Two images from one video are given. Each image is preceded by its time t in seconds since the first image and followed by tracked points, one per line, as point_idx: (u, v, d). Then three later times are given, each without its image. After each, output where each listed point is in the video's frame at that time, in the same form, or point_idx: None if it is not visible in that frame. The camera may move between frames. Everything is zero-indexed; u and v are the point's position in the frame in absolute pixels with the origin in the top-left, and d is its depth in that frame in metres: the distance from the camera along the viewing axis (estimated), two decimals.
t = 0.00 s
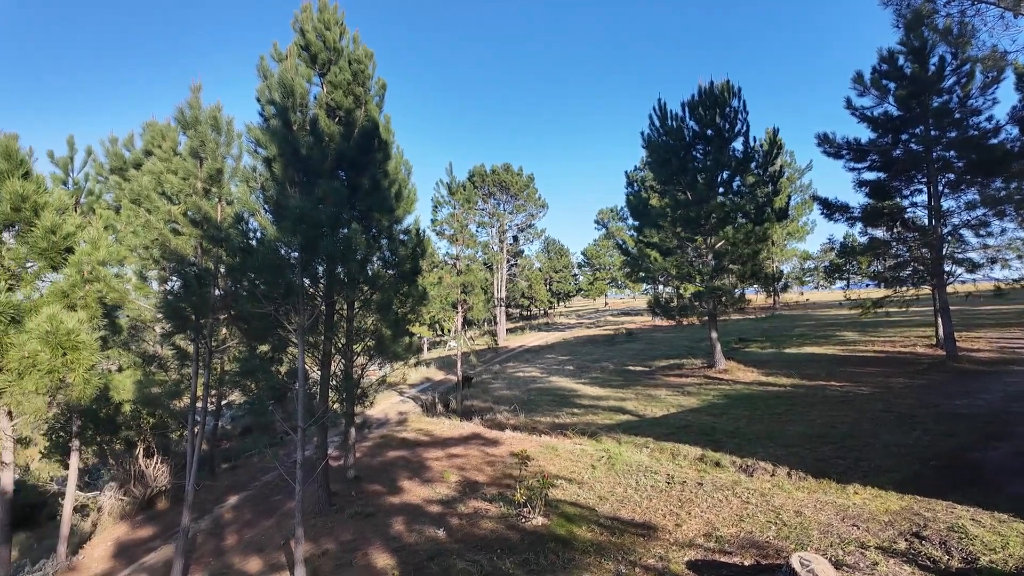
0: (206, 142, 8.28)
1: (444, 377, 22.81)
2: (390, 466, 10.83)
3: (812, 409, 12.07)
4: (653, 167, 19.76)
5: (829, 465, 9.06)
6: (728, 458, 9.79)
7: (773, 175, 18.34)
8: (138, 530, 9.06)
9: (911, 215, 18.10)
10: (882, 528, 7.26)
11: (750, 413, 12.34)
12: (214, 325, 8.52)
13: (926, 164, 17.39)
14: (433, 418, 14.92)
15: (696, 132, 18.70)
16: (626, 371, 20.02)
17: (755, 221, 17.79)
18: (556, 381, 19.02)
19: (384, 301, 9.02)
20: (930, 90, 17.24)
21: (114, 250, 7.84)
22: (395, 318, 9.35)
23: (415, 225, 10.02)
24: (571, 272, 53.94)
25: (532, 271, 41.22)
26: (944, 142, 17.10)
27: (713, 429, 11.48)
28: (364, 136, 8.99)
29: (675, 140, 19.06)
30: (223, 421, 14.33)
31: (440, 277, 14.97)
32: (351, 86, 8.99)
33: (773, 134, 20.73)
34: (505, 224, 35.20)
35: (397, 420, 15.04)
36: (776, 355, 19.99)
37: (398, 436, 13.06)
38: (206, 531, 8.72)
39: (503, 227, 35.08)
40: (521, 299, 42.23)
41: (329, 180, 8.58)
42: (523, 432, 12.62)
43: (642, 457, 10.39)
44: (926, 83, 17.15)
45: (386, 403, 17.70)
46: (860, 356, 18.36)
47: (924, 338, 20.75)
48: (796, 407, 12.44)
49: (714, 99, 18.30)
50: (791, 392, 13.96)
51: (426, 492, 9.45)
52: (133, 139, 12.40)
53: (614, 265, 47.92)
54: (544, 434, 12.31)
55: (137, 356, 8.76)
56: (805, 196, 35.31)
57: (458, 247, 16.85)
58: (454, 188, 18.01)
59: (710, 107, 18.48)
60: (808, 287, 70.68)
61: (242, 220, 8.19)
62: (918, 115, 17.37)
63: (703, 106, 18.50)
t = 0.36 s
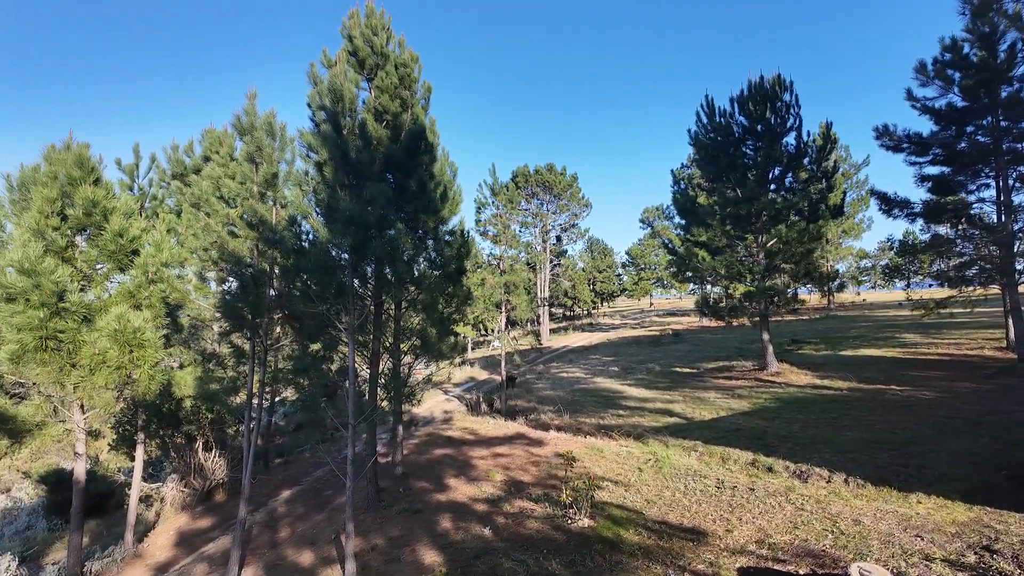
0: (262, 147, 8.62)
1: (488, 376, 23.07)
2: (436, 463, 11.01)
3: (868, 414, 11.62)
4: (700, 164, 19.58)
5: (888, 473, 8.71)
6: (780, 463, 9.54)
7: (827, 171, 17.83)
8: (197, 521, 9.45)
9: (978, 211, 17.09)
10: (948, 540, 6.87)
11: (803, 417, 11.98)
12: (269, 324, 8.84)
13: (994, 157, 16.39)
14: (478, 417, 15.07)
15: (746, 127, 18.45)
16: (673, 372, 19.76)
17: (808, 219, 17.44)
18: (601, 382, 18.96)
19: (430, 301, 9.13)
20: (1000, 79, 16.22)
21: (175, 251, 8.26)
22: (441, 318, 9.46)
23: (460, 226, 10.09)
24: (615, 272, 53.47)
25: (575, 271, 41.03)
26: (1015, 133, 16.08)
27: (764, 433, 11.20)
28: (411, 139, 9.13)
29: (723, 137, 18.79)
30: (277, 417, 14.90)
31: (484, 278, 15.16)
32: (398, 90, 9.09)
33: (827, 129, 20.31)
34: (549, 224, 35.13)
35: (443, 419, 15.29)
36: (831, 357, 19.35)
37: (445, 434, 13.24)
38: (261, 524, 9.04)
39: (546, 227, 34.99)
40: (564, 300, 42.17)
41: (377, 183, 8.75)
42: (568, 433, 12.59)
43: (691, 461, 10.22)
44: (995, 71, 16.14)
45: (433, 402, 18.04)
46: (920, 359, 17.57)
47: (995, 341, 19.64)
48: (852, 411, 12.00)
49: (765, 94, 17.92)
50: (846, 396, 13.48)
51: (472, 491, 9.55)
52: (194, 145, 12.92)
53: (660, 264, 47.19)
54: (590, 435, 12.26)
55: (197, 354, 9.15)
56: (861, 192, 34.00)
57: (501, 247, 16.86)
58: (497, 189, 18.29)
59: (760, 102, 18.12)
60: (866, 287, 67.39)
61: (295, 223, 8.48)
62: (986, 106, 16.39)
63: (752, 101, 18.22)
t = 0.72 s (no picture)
0: (311, 152, 8.88)
1: (530, 377, 23.19)
2: (480, 462, 11.12)
3: (927, 420, 11.13)
4: (748, 160, 19.38)
5: (950, 482, 8.33)
6: (834, 469, 9.26)
7: (884, 165, 17.33)
8: (250, 514, 9.79)
9: None
10: (1018, 553, 6.45)
11: (856, 421, 11.58)
12: (319, 323, 9.07)
13: None
14: (520, 416, 15.15)
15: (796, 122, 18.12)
16: (720, 374, 19.41)
17: (863, 216, 17.08)
18: (645, 383, 18.80)
19: (473, 301, 9.21)
20: None
21: (229, 253, 8.44)
22: (483, 317, 9.54)
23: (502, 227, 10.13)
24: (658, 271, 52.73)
25: (618, 271, 40.64)
26: None
27: (816, 437, 10.88)
28: (454, 141, 9.23)
29: (773, 132, 18.51)
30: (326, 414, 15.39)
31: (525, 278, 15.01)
32: (441, 92, 9.19)
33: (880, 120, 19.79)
34: (590, 224, 34.93)
35: (485, 418, 15.47)
36: (886, 360, 18.62)
37: (487, 434, 13.38)
38: (311, 518, 9.31)
39: (587, 226, 34.83)
40: (607, 300, 41.83)
41: (421, 185, 8.89)
42: (612, 435, 12.51)
43: (739, 465, 10.01)
44: None
45: (475, 402, 18.27)
46: (983, 362, 16.69)
47: None
48: (909, 417, 11.52)
49: (817, 87, 17.48)
50: (902, 400, 12.95)
51: (515, 491, 9.61)
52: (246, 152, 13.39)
53: (705, 264, 46.28)
54: (634, 437, 12.15)
55: (250, 352, 9.46)
56: (920, 188, 32.54)
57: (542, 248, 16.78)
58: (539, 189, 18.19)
59: (812, 96, 17.70)
60: (925, 287, 64.07)
61: (343, 224, 8.69)
62: None
63: (804, 94, 17.85)
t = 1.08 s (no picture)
0: (357, 155, 9.10)
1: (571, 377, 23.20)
2: (522, 462, 11.18)
3: (991, 426, 10.56)
4: (798, 156, 19.05)
5: (1018, 492, 7.88)
6: (891, 477, 8.91)
7: (944, 159, 16.75)
8: (299, 508, 10.08)
9: None
10: None
11: (915, 427, 11.09)
12: (365, 323, 9.24)
13: None
14: (562, 417, 15.16)
15: (849, 115, 17.77)
16: (768, 377, 18.93)
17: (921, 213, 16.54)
18: (690, 386, 18.50)
19: (514, 301, 9.23)
20: None
21: (280, 255, 8.68)
22: (525, 318, 9.55)
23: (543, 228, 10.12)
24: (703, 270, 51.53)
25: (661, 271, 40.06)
26: None
27: (871, 442, 10.49)
28: (496, 142, 9.28)
29: (824, 126, 18.13)
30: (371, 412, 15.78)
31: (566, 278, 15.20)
32: (484, 94, 9.25)
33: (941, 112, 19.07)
34: (633, 223, 34.55)
35: (527, 418, 15.56)
36: (946, 363, 17.76)
37: (529, 434, 13.44)
38: (357, 513, 9.54)
39: (630, 226, 34.49)
40: (650, 300, 41.31)
41: (463, 186, 8.98)
42: (656, 437, 12.36)
43: (789, 470, 9.75)
44: None
45: (517, 402, 18.41)
46: None
47: None
48: (972, 423, 10.97)
49: (872, 79, 17.03)
50: (963, 406, 12.34)
51: (558, 491, 9.61)
52: (294, 156, 13.76)
53: (752, 264, 45.12)
54: (679, 440, 11.97)
55: (300, 351, 9.73)
56: (984, 182, 30.92)
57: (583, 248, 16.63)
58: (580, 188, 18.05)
59: (867, 88, 17.25)
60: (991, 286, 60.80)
61: (388, 226, 8.85)
62: None
63: (857, 87, 17.47)
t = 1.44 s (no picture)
0: (400, 158, 9.18)
1: (613, 378, 23.12)
2: (564, 463, 11.19)
3: None
4: (850, 150, 18.53)
5: None
6: (952, 485, 8.50)
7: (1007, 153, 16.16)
8: (345, 503, 10.33)
9: None
10: None
11: (979, 434, 10.53)
12: (408, 323, 9.39)
13: None
14: (604, 418, 15.14)
15: (905, 107, 17.30)
16: (819, 379, 18.36)
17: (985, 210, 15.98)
18: (736, 388, 18.14)
19: (555, 302, 9.21)
20: None
21: (327, 256, 8.90)
22: (566, 319, 9.54)
23: (584, 228, 10.10)
24: (750, 269, 50.04)
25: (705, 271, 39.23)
26: None
27: (929, 449, 10.04)
28: (537, 143, 9.29)
29: (879, 119, 17.67)
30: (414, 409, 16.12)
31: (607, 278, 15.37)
32: (526, 95, 9.24)
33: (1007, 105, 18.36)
34: (676, 221, 33.96)
35: (568, 419, 15.57)
36: (1014, 367, 16.76)
37: (571, 435, 13.45)
38: (401, 510, 9.72)
39: (673, 224, 33.93)
40: (693, 300, 40.68)
41: (504, 187, 9.02)
42: (701, 440, 12.15)
43: (841, 477, 9.44)
44: None
45: (559, 403, 18.49)
46: None
47: None
48: None
49: (931, 69, 16.62)
50: None
51: (600, 493, 9.57)
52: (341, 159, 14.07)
53: (802, 263, 43.75)
54: (724, 444, 11.75)
55: (346, 350, 9.95)
56: None
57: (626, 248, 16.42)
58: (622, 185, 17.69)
59: (925, 79, 16.84)
60: None
61: (431, 227, 8.96)
62: None
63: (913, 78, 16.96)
